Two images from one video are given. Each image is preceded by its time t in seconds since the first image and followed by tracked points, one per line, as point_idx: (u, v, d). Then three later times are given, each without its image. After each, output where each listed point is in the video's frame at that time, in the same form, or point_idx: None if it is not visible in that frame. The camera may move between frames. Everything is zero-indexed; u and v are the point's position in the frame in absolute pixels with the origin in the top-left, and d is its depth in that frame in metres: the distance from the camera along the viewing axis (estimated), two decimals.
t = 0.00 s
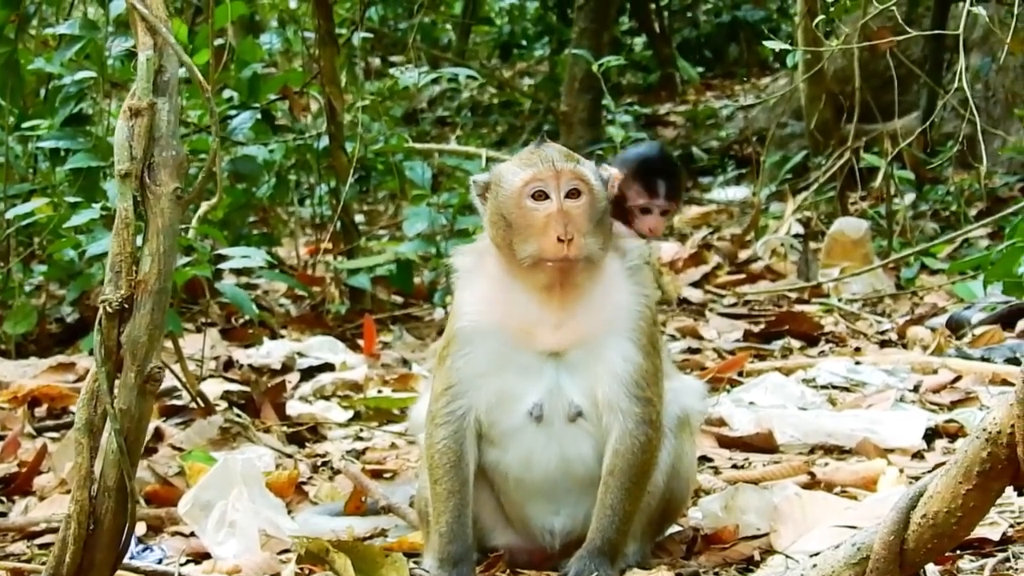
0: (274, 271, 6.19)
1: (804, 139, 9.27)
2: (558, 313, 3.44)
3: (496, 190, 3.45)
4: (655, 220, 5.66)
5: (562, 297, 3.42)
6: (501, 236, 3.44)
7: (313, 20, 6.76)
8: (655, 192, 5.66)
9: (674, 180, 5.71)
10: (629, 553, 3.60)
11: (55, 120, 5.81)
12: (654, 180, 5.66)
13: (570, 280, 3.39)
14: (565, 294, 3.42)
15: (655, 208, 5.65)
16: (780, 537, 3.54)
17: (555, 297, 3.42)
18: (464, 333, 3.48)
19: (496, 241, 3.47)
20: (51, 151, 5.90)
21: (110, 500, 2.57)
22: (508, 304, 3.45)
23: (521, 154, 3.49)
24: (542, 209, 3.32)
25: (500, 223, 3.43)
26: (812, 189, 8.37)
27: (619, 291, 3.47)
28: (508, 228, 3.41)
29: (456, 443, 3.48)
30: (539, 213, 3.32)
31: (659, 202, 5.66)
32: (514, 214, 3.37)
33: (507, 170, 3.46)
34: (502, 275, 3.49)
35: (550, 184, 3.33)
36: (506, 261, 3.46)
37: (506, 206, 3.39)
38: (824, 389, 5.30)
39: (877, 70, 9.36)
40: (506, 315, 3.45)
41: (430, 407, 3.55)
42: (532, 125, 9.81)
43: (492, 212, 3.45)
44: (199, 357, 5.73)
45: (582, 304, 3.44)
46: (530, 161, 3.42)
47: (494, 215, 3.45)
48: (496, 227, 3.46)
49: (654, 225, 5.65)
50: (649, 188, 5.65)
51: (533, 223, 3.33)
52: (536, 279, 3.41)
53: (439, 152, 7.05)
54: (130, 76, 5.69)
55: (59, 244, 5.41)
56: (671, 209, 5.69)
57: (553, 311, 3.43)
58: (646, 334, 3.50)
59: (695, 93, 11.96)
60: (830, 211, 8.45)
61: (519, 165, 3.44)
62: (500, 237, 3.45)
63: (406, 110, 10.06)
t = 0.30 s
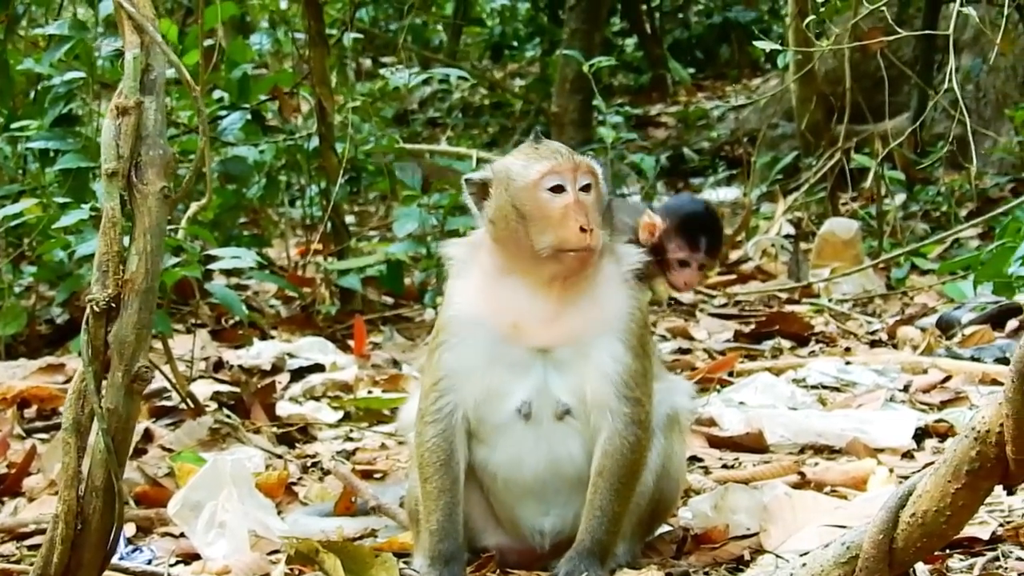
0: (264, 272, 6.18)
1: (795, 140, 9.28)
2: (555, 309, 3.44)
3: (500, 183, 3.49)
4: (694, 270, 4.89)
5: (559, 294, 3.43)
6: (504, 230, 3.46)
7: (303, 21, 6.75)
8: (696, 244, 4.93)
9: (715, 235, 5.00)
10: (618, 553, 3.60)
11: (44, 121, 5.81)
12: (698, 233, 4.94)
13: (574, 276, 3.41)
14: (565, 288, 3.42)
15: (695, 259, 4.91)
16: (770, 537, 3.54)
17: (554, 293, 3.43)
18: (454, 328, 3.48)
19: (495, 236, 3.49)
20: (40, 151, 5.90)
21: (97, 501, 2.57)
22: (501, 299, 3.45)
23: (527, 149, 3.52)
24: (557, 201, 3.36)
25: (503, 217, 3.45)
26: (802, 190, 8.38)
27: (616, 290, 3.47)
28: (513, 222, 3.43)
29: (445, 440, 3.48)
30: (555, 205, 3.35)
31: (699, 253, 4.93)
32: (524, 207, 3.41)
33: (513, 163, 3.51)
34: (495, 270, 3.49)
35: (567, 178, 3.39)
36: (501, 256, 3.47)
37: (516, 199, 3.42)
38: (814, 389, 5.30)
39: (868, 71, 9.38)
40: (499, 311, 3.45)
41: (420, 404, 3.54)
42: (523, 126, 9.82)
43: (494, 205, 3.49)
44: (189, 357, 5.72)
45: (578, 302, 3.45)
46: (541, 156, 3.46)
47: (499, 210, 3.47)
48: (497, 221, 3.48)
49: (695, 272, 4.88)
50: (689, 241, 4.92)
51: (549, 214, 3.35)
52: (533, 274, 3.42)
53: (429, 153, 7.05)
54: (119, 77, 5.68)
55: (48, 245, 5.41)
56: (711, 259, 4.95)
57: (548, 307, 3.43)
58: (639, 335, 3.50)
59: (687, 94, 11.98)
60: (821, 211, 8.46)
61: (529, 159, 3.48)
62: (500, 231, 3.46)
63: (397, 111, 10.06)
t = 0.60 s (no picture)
0: (252, 271, 6.18)
1: (783, 139, 9.30)
2: (552, 315, 3.46)
3: (505, 188, 3.51)
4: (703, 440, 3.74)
5: (557, 300, 3.44)
6: (507, 237, 3.47)
7: (291, 21, 6.75)
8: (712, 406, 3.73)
9: (743, 407, 3.73)
10: (608, 552, 3.61)
11: (31, 120, 5.80)
12: (721, 395, 3.70)
13: (576, 287, 3.43)
14: (564, 296, 3.44)
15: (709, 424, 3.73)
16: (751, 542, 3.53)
17: (552, 299, 3.44)
18: (448, 331, 3.50)
19: (496, 241, 3.51)
20: (27, 152, 5.88)
21: (86, 500, 2.57)
22: (496, 303, 3.47)
23: (532, 155, 3.55)
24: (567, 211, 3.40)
25: (508, 224, 3.47)
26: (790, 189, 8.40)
27: (615, 295, 3.49)
28: (517, 228, 3.45)
29: (435, 443, 3.50)
30: (564, 214, 3.39)
31: (715, 419, 3.73)
32: (530, 216, 3.43)
33: (519, 168, 3.52)
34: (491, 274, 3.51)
35: (577, 188, 3.43)
36: (499, 261, 3.49)
37: (523, 205, 3.45)
38: (802, 388, 5.32)
39: (856, 70, 9.41)
40: (494, 315, 3.47)
41: (410, 408, 3.56)
42: (511, 126, 9.82)
43: (497, 211, 3.52)
44: (177, 357, 5.71)
45: (576, 308, 3.47)
46: (549, 164, 3.49)
47: (502, 216, 3.49)
48: (499, 226, 3.50)
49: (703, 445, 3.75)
50: (707, 401, 3.72)
51: (557, 224, 3.38)
52: (532, 280, 3.45)
53: (418, 152, 7.05)
54: (107, 76, 5.67)
55: (36, 245, 5.39)
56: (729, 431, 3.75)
57: (544, 312, 3.46)
58: (635, 339, 3.51)
59: (674, 93, 11.99)
60: (808, 210, 8.48)
61: (535, 165, 3.51)
62: (503, 236, 3.48)
63: (384, 110, 10.06)
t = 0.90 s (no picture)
0: (243, 271, 6.17)
1: (773, 138, 9.31)
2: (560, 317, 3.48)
3: (526, 191, 3.54)
4: (726, 443, 3.69)
5: (564, 304, 3.46)
6: (526, 240, 3.50)
7: (282, 20, 6.74)
8: (725, 404, 3.74)
9: (755, 395, 3.75)
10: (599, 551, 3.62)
11: (22, 120, 5.79)
12: (728, 389, 3.73)
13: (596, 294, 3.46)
14: (575, 301, 3.47)
15: (726, 426, 3.70)
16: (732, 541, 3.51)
17: (561, 303, 3.46)
18: (449, 331, 3.50)
19: (509, 243, 3.52)
20: (18, 151, 5.87)
21: (77, 499, 2.57)
22: (500, 304, 3.48)
23: (555, 163, 3.58)
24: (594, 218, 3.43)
25: (528, 227, 3.49)
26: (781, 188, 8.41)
27: (619, 299, 3.51)
28: (542, 232, 3.48)
29: (431, 442, 3.51)
30: (590, 220, 3.42)
31: (729, 419, 3.71)
32: (558, 220, 3.47)
33: (545, 174, 3.56)
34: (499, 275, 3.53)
35: (604, 196, 3.46)
36: (511, 263, 3.51)
37: (549, 210, 3.48)
38: (794, 387, 5.33)
39: (847, 69, 9.43)
40: (499, 316, 3.47)
41: (406, 405, 3.57)
42: (502, 125, 9.82)
43: (514, 213, 3.54)
44: (168, 357, 5.70)
45: (586, 313, 3.48)
46: (576, 173, 3.53)
47: (521, 220, 3.51)
48: (518, 227, 3.52)
49: (725, 448, 3.69)
50: (718, 399, 3.73)
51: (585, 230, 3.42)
52: (545, 283, 3.47)
53: (409, 152, 7.04)
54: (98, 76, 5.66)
55: (27, 245, 5.39)
56: (748, 428, 3.73)
57: (552, 316, 3.47)
58: (632, 343, 3.53)
59: (665, 92, 12.00)
60: (799, 209, 8.50)
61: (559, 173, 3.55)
62: (519, 239, 3.51)
63: (375, 110, 10.04)
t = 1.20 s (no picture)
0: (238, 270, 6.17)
1: (769, 137, 9.31)
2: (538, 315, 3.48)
3: (499, 189, 3.54)
4: (727, 403, 3.67)
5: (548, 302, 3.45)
6: (501, 238, 3.50)
7: (277, 19, 6.74)
8: (723, 365, 3.75)
9: (752, 354, 3.76)
10: (594, 549, 3.63)
11: (17, 119, 5.78)
12: (723, 349, 3.76)
13: (560, 291, 3.46)
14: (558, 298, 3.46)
15: (725, 384, 3.69)
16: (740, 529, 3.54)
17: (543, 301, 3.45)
18: (437, 330, 3.51)
19: (492, 239, 3.52)
20: (12, 151, 5.86)
21: (72, 496, 2.57)
22: (485, 302, 3.48)
23: (532, 155, 3.55)
24: (553, 215, 3.40)
25: (501, 224, 3.49)
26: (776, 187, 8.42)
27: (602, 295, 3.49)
28: (506, 229, 3.48)
29: (423, 441, 3.51)
30: (549, 218, 3.40)
31: (728, 379, 3.70)
32: (518, 218, 3.45)
33: (514, 170, 3.54)
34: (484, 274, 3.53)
35: (563, 191, 3.43)
36: (495, 261, 3.51)
37: (508, 208, 3.47)
38: (790, 385, 5.33)
39: (842, 68, 9.43)
40: (485, 315, 3.48)
41: (399, 405, 3.58)
42: (497, 125, 9.81)
43: (491, 210, 3.54)
44: (163, 356, 5.69)
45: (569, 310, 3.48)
46: (541, 167, 3.49)
47: (494, 216, 3.51)
48: (494, 224, 3.52)
49: (727, 407, 3.66)
50: (714, 360, 3.75)
51: (542, 228, 3.40)
52: (522, 281, 3.47)
53: (404, 151, 7.04)
54: (93, 75, 5.66)
55: (21, 243, 5.38)
56: (749, 387, 3.69)
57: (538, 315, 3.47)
58: (621, 340, 3.52)
59: (660, 91, 12.01)
60: (794, 208, 8.51)
61: (530, 166, 3.51)
62: (498, 237, 3.51)
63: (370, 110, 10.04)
